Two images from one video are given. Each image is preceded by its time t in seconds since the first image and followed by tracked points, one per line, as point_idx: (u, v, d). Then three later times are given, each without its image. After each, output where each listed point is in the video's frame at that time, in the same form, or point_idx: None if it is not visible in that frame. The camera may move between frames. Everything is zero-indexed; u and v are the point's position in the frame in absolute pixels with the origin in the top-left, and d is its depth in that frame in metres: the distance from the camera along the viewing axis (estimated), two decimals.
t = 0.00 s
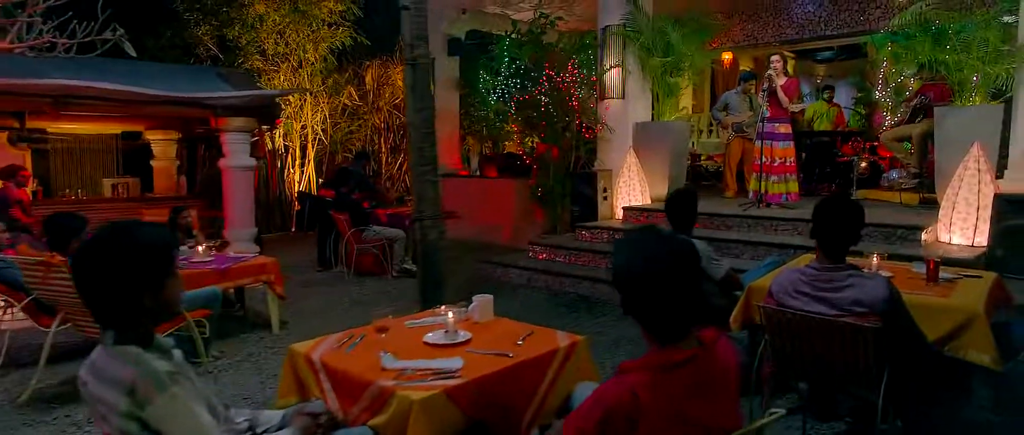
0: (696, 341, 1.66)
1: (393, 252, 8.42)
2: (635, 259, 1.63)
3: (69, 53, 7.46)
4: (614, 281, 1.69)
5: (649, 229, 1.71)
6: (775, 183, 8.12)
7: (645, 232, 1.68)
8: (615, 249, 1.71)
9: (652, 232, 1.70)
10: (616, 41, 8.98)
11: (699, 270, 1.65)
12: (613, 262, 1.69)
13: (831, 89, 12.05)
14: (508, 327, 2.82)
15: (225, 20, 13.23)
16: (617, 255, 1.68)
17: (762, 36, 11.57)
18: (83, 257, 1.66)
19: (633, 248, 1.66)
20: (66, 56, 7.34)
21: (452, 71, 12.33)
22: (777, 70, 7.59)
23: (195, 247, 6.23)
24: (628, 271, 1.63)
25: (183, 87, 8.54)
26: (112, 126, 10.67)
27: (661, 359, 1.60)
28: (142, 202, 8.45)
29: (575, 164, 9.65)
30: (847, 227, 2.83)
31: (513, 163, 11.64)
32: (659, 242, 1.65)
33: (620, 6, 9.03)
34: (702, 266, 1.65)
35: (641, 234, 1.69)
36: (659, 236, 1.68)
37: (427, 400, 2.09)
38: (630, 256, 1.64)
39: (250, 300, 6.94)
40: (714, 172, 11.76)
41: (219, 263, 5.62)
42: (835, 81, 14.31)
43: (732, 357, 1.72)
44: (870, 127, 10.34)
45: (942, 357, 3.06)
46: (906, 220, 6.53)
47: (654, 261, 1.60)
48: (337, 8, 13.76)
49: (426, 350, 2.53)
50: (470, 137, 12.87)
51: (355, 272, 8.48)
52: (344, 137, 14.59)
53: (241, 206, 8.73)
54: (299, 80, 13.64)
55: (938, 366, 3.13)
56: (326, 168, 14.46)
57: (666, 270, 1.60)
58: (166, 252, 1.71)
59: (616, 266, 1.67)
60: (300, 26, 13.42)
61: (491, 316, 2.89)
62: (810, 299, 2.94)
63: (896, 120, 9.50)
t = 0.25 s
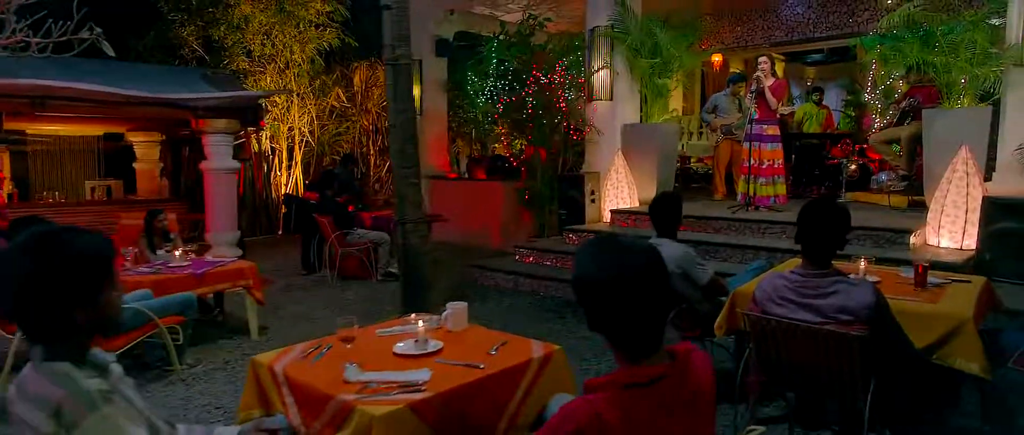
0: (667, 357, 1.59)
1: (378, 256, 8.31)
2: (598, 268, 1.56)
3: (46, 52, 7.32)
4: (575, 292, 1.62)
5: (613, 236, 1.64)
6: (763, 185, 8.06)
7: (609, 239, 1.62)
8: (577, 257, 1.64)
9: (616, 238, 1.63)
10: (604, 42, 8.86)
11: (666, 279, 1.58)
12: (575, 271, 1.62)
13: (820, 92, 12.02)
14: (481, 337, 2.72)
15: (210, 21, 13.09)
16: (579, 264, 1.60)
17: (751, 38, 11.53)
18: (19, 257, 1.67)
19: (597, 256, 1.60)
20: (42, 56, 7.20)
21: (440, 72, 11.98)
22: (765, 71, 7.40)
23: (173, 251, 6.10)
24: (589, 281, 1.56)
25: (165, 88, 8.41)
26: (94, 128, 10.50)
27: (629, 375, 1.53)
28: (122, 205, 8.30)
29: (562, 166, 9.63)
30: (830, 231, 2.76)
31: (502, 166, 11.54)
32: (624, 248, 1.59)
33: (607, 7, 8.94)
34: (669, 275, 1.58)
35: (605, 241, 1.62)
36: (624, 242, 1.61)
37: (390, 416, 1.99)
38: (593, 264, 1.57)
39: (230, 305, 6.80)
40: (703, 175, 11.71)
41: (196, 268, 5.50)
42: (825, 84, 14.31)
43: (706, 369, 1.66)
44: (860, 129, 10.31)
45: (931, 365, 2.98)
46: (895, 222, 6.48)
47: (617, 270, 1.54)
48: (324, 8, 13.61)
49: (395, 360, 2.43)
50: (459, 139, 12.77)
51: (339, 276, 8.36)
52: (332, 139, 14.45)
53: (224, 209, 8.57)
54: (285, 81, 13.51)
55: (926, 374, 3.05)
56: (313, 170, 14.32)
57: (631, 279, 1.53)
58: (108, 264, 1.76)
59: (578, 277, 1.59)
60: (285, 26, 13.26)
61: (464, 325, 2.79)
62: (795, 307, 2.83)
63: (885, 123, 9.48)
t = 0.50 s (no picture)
0: (637, 372, 1.50)
1: (362, 259, 8.18)
2: (563, 277, 1.46)
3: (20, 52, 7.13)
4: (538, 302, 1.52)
5: (582, 240, 1.53)
6: (751, 188, 7.99)
7: (576, 243, 1.51)
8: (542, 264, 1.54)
9: (584, 242, 1.52)
10: (591, 43, 8.79)
11: (636, 288, 1.48)
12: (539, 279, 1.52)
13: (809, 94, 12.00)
14: (454, 347, 2.61)
15: (194, 21, 12.84)
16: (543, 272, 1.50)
17: (740, 40, 11.49)
18: None
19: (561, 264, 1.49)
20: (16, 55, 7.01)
21: (426, 73, 11.91)
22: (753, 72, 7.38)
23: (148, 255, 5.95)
24: (551, 291, 1.46)
25: (145, 89, 8.26)
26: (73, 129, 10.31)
27: (595, 392, 1.45)
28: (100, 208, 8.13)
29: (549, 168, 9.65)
30: (814, 235, 2.66)
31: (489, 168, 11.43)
32: (592, 255, 1.48)
33: (594, 7, 8.84)
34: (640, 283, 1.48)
35: (571, 245, 1.52)
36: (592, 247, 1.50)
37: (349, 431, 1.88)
38: (556, 272, 1.47)
39: (208, 309, 6.65)
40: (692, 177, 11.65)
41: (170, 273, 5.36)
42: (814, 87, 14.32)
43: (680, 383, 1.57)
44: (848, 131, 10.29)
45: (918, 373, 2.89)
46: (883, 225, 6.41)
47: (581, 279, 1.43)
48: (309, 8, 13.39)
49: (361, 372, 2.33)
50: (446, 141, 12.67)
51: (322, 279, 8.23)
52: (319, 141, 14.30)
53: (205, 212, 8.41)
54: (270, 83, 13.32)
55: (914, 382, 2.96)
56: (300, 172, 14.17)
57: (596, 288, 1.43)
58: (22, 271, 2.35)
59: (541, 286, 1.49)
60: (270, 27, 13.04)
61: (436, 334, 2.68)
62: (779, 314, 2.73)
63: (873, 125, 9.45)
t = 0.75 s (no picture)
0: (606, 391, 1.40)
1: (346, 261, 8.06)
2: (526, 286, 1.35)
3: None
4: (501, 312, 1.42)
5: (550, 246, 1.42)
6: (740, 189, 7.87)
7: (544, 249, 1.40)
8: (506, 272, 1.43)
9: (552, 249, 1.41)
10: (579, 43, 8.72)
11: (606, 299, 1.36)
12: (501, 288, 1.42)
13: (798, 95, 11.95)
14: (425, 353, 2.52)
15: (179, 19, 12.59)
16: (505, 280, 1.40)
17: (729, 41, 11.44)
18: None
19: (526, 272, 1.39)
20: None
21: (414, 73, 11.74)
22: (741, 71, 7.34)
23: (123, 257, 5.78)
24: (512, 301, 1.36)
25: (125, 89, 8.10)
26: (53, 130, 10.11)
27: (561, 415, 1.35)
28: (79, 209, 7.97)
29: (536, 170, 9.46)
30: (800, 239, 2.56)
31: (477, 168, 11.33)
32: (559, 263, 1.37)
33: (583, 7, 8.77)
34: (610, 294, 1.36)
35: (538, 252, 1.41)
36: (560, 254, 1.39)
37: None
38: (519, 282, 1.37)
39: (187, 313, 6.50)
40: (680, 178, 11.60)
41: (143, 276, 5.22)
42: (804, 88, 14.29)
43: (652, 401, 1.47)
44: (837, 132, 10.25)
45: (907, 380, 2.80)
46: (872, 227, 6.35)
47: (545, 288, 1.33)
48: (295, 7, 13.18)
49: (324, 382, 2.24)
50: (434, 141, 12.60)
51: (306, 282, 8.10)
52: (306, 141, 14.14)
53: (186, 214, 8.24)
54: (256, 83, 13.13)
55: (902, 389, 2.88)
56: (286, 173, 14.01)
57: (560, 299, 1.32)
58: None
59: (503, 295, 1.39)
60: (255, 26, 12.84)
61: (407, 341, 2.58)
62: (763, 320, 2.63)
63: (862, 126, 9.41)
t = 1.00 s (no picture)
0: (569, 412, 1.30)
1: (330, 263, 7.94)
2: (483, 295, 1.25)
3: None
4: (456, 323, 1.32)
5: (511, 252, 1.32)
6: (730, 190, 7.80)
7: (504, 255, 1.29)
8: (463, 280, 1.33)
9: (513, 254, 1.31)
10: (566, 42, 8.59)
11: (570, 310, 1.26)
12: (457, 296, 1.31)
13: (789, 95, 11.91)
14: (395, 362, 2.44)
15: (163, 18, 12.45)
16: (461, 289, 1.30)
17: (718, 41, 11.40)
18: None
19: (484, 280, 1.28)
20: None
21: (402, 73, 11.57)
22: (729, 71, 7.21)
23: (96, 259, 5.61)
24: (467, 312, 1.26)
25: (104, 88, 7.96)
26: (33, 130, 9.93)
27: None
28: (57, 211, 7.81)
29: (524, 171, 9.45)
30: (785, 242, 2.46)
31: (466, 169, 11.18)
32: (518, 270, 1.27)
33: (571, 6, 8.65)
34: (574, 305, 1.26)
35: (497, 258, 1.31)
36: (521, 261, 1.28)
37: None
38: (475, 291, 1.27)
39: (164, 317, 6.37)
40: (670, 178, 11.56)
41: (116, 280, 5.07)
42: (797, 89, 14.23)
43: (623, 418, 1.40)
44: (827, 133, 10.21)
45: (895, 387, 2.73)
46: (860, 228, 6.30)
47: (502, 298, 1.23)
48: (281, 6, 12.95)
49: (284, 394, 2.13)
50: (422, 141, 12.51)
51: (289, 284, 7.97)
52: (293, 142, 13.99)
53: (168, 216, 8.05)
54: (242, 82, 12.95)
55: (890, 396, 2.80)
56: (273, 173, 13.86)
57: (520, 310, 1.22)
58: None
59: (458, 304, 1.29)
60: (240, 25, 12.63)
61: (378, 349, 2.52)
62: (746, 327, 2.53)
63: (852, 127, 9.38)
